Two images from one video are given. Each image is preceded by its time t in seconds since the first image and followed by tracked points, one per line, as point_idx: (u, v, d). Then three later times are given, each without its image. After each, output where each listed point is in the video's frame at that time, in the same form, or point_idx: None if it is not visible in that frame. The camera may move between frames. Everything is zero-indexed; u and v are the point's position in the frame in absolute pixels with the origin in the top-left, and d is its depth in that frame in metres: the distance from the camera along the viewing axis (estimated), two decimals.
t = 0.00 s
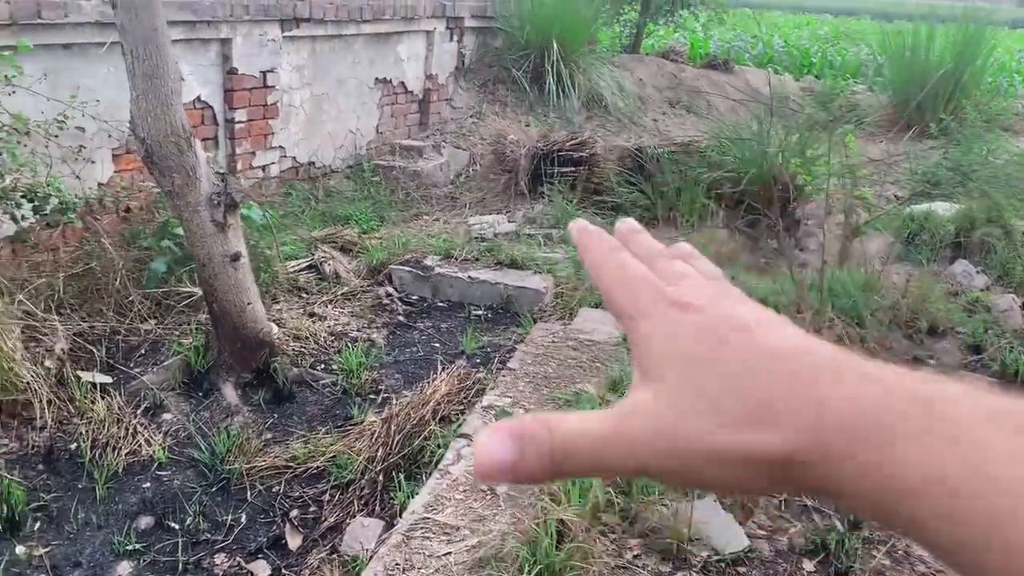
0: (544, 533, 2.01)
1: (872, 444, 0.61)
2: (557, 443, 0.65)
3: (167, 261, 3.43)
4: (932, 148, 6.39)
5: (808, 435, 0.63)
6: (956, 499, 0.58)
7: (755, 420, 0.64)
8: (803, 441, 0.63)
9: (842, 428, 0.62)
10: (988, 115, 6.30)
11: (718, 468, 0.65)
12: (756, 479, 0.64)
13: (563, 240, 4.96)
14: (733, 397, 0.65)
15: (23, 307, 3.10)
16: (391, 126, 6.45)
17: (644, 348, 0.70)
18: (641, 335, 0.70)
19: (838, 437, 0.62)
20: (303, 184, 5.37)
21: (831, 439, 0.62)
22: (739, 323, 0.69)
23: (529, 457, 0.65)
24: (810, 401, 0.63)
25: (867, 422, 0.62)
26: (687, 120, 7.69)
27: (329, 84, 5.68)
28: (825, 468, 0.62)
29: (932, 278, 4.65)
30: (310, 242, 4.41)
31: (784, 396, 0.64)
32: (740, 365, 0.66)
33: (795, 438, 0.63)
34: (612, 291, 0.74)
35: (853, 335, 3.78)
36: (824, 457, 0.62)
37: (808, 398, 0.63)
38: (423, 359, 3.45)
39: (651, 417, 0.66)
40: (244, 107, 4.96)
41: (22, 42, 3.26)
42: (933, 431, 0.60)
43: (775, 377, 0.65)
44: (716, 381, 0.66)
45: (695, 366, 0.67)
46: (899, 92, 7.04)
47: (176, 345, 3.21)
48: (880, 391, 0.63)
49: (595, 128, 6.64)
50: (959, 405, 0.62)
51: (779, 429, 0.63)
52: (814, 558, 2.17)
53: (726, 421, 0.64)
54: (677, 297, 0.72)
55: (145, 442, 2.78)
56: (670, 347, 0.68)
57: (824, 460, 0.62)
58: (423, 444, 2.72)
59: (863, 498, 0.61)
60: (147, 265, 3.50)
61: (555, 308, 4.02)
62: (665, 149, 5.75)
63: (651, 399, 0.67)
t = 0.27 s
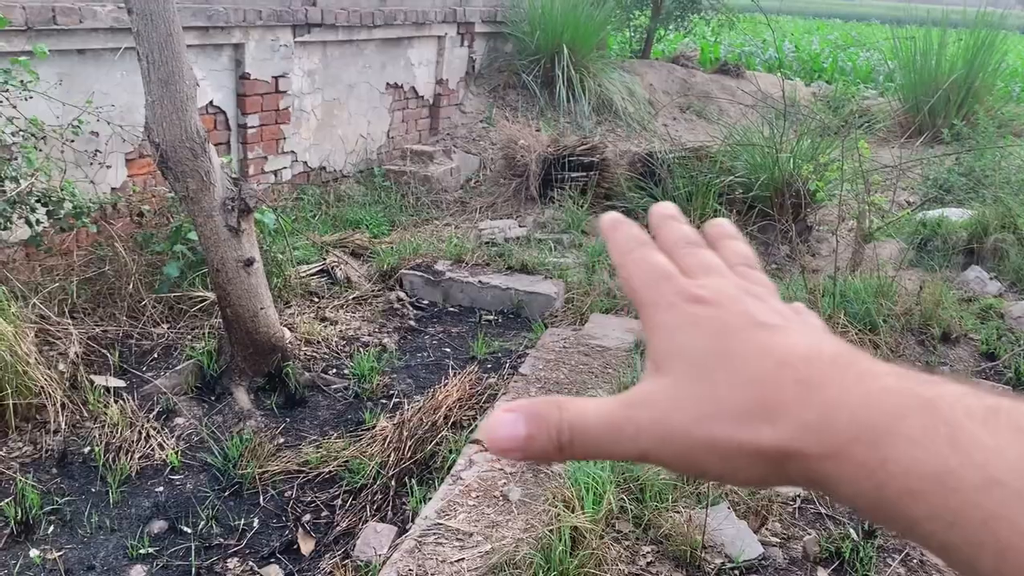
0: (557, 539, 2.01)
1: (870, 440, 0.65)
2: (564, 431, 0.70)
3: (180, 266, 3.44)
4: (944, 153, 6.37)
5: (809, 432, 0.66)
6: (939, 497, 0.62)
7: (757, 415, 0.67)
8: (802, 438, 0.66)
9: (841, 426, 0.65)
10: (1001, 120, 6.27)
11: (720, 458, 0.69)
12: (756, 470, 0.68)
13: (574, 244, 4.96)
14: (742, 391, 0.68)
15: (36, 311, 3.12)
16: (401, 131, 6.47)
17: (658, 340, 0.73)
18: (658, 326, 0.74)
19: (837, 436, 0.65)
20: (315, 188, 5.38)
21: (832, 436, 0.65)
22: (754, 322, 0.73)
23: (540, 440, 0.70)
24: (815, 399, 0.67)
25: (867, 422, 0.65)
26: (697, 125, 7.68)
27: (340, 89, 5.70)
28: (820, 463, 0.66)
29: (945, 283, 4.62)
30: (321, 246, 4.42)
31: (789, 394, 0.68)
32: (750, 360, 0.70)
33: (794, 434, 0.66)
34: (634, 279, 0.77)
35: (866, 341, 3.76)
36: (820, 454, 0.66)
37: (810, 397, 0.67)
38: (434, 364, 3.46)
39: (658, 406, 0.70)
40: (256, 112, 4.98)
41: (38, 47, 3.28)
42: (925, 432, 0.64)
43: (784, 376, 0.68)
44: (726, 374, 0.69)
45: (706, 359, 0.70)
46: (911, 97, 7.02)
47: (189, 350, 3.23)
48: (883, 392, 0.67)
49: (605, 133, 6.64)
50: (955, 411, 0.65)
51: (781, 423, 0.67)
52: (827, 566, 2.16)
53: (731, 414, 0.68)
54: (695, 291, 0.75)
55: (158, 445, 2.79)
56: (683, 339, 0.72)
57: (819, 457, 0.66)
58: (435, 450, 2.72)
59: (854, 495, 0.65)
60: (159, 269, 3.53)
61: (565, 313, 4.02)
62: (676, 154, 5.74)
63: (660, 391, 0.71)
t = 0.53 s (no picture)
0: (572, 544, 2.01)
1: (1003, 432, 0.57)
2: (696, 405, 0.65)
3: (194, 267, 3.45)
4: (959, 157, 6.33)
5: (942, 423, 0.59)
6: None
7: (886, 403, 0.62)
8: (931, 427, 0.59)
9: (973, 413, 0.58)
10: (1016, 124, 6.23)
11: (847, 451, 0.62)
12: (887, 466, 0.61)
13: (586, 248, 4.95)
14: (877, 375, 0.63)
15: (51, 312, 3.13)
16: (413, 134, 6.47)
17: (793, 330, 0.69)
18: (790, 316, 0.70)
19: (969, 426, 0.58)
20: (327, 191, 5.39)
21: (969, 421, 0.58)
22: (893, 323, 0.68)
23: (675, 412, 0.64)
24: (952, 383, 0.60)
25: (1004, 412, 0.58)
26: (709, 129, 7.66)
27: (353, 92, 5.71)
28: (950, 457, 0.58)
29: (960, 288, 4.59)
30: (334, 249, 4.43)
31: (927, 378, 0.61)
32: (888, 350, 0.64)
33: (928, 421, 0.60)
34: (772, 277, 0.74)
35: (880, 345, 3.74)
36: (955, 441, 0.58)
37: (948, 384, 0.61)
38: (447, 367, 3.45)
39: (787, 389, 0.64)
40: (269, 115, 4.99)
41: (55, 49, 3.29)
42: None
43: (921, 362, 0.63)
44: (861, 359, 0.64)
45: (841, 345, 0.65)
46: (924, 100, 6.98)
47: (203, 351, 3.23)
48: None
49: (617, 137, 6.63)
50: None
51: (910, 413, 0.61)
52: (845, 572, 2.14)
53: (860, 400, 0.62)
54: (834, 292, 0.72)
55: (172, 447, 2.79)
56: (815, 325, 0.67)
57: (949, 449, 0.58)
58: (448, 452, 2.71)
59: (986, 503, 0.57)
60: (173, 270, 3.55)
61: (578, 316, 4.01)
62: (688, 158, 5.73)
63: (789, 380, 0.65)
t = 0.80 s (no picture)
0: (590, 549, 2.01)
1: (995, 453, 0.62)
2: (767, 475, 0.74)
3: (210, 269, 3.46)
4: (975, 159, 6.28)
5: (948, 456, 0.63)
6: None
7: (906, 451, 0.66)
8: (932, 453, 0.64)
9: (969, 440, 0.63)
10: None
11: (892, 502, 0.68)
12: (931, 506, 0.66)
13: (600, 250, 4.94)
14: (884, 405, 0.68)
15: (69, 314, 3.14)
16: (427, 136, 6.48)
17: (811, 388, 0.73)
18: (805, 346, 0.76)
19: (971, 457, 0.62)
20: (341, 193, 5.40)
21: (979, 463, 0.62)
22: (898, 352, 0.72)
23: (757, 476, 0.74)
24: (953, 409, 0.65)
25: (993, 433, 0.62)
26: (723, 131, 7.64)
27: (367, 94, 5.72)
28: (956, 481, 0.63)
29: (978, 292, 4.55)
30: (348, 251, 4.43)
31: (929, 406, 0.66)
32: (896, 378, 0.70)
33: (944, 465, 0.64)
34: (792, 310, 0.80)
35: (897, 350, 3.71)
36: (976, 479, 0.62)
37: (948, 409, 0.65)
38: (462, 369, 3.45)
39: (811, 425, 0.72)
40: (285, 117, 5.01)
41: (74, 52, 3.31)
42: None
43: (925, 388, 0.67)
44: (867, 390, 0.69)
45: (854, 379, 0.71)
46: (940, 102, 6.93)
47: (219, 353, 3.24)
48: None
49: (630, 139, 6.61)
50: None
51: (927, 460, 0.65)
52: None
53: (884, 455, 0.67)
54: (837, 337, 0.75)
55: (189, 449, 2.80)
56: (831, 360, 0.74)
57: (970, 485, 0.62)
58: (464, 455, 2.71)
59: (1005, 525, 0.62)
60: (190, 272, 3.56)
61: (592, 319, 4.00)
62: (702, 160, 5.71)
63: (823, 439, 0.71)
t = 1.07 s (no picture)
0: (608, 564, 1.99)
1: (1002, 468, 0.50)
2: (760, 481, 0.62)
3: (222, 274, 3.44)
4: (995, 161, 6.20)
5: (962, 480, 0.51)
6: None
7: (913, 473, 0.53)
8: (925, 467, 0.52)
9: (977, 450, 0.51)
10: None
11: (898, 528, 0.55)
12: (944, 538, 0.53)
13: (614, 254, 4.90)
14: (870, 412, 0.56)
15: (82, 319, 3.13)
16: (440, 138, 6.45)
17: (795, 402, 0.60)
18: (783, 355, 0.62)
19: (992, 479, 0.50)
20: (354, 196, 5.38)
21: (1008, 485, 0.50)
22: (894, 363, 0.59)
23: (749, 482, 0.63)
24: (960, 422, 0.52)
25: (995, 443, 0.51)
26: (737, 132, 7.57)
27: (380, 96, 5.69)
28: (958, 500, 0.51)
29: (999, 297, 4.47)
30: (361, 255, 4.41)
31: (920, 414, 0.54)
32: (884, 383, 0.58)
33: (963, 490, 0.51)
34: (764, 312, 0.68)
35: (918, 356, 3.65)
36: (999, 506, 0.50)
37: (944, 418, 0.53)
38: (476, 375, 3.41)
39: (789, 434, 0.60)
40: (298, 119, 4.98)
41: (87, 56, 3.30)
42: None
43: (916, 395, 0.56)
44: (851, 394, 0.58)
45: (841, 384, 0.59)
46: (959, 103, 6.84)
47: (231, 359, 3.22)
48: None
49: (644, 141, 6.56)
50: None
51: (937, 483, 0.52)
52: None
53: (886, 475, 0.54)
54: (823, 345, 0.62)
55: (201, 456, 2.78)
56: (814, 369, 0.60)
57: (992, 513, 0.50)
58: (479, 464, 2.68)
59: None
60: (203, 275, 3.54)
61: (607, 324, 3.96)
62: (718, 163, 5.65)
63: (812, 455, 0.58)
